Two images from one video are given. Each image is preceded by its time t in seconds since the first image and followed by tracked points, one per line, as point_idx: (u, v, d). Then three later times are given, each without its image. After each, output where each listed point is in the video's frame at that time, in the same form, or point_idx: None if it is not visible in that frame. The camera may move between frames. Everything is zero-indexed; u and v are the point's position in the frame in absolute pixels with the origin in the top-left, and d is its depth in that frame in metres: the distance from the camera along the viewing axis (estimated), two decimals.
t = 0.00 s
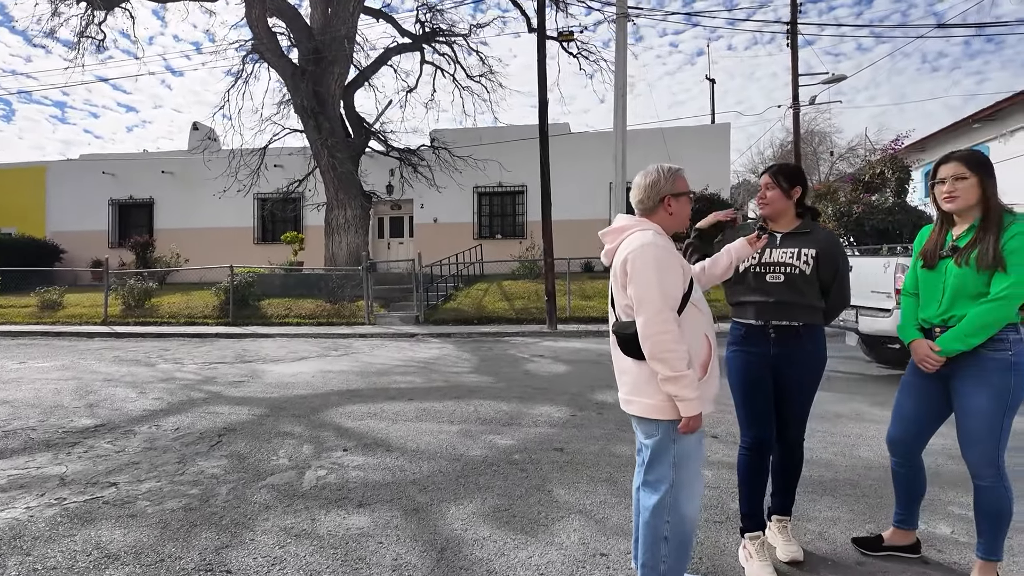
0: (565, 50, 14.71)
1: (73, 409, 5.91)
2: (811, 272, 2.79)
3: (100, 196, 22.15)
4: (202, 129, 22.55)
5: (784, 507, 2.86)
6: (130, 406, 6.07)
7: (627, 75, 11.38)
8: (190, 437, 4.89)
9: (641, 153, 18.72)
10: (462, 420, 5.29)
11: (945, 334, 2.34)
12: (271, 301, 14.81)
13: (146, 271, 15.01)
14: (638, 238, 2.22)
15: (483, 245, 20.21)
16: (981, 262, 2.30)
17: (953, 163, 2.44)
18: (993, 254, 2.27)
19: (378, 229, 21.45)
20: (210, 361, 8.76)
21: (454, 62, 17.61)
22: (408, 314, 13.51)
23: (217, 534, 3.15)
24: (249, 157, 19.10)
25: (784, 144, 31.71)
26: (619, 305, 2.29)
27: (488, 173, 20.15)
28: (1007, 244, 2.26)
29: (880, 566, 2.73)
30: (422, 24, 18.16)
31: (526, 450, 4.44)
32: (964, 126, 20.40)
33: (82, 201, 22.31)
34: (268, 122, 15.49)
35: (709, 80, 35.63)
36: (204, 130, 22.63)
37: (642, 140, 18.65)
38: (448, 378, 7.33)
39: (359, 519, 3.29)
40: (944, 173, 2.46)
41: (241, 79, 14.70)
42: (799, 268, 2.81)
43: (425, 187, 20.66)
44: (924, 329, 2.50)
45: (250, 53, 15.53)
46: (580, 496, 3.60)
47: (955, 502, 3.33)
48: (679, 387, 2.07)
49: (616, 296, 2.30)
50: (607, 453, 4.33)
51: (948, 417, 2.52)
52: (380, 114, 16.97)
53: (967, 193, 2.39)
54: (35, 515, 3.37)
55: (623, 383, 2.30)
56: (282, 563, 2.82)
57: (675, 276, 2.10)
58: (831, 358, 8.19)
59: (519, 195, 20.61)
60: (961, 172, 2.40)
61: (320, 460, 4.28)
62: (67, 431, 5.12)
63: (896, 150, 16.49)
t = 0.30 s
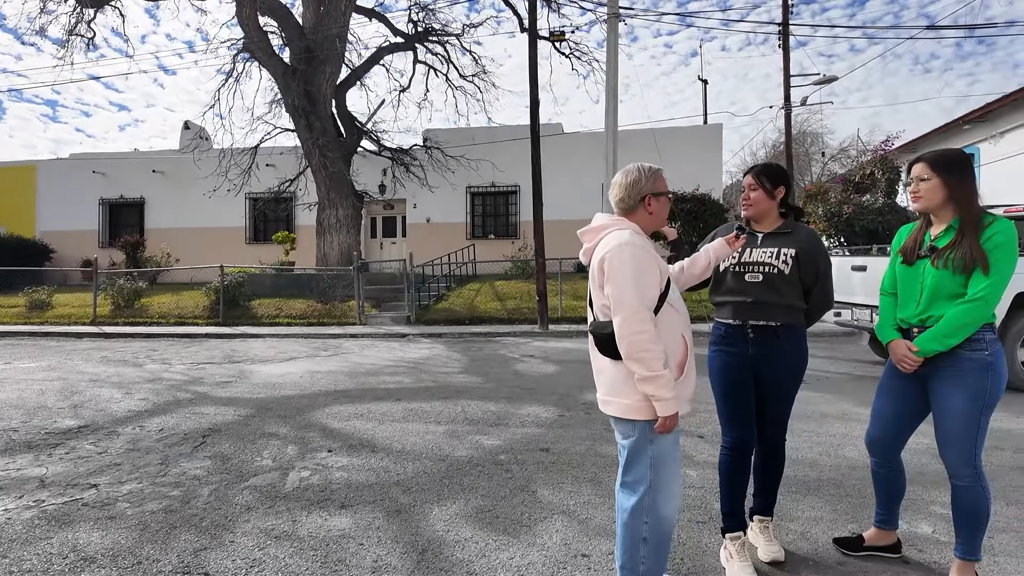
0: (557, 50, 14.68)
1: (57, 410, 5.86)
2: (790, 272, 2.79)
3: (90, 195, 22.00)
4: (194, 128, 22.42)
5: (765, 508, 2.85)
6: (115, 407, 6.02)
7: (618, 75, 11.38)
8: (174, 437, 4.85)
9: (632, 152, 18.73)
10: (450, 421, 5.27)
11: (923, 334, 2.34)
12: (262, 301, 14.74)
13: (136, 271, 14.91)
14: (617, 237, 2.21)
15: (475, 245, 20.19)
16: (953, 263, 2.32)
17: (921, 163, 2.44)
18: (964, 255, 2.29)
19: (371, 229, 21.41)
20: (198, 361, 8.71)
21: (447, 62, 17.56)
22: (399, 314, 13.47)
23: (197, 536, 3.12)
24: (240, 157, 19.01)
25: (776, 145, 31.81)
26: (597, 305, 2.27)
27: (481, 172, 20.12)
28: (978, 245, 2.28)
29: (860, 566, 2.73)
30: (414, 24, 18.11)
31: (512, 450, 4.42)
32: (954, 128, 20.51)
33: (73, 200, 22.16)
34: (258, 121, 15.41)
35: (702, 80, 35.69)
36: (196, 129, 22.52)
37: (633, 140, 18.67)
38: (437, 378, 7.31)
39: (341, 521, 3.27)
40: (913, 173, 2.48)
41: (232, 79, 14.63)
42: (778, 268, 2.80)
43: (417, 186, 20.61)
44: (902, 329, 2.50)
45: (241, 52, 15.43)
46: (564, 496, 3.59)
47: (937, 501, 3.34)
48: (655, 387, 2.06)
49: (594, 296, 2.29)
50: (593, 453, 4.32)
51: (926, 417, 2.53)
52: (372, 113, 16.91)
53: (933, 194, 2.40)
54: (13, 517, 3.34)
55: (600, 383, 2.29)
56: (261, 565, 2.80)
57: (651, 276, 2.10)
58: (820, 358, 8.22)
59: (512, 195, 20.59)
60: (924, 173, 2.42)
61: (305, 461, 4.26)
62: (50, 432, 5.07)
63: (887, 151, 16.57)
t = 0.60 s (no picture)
0: (548, 50, 14.67)
1: (42, 411, 5.80)
2: (774, 271, 2.79)
3: (79, 194, 21.82)
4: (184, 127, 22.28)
5: (748, 507, 2.86)
6: (100, 407, 5.97)
7: (610, 75, 11.39)
8: (159, 438, 4.80)
9: (623, 151, 18.76)
10: (438, 421, 5.25)
11: (899, 334, 2.35)
12: (252, 301, 14.67)
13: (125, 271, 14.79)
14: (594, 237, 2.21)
15: (467, 245, 20.17)
16: (928, 263, 2.33)
17: (898, 163, 2.46)
18: (938, 256, 2.31)
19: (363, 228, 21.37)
20: (187, 361, 8.67)
21: (439, 61, 17.53)
22: (390, 314, 13.43)
23: (177, 538, 3.09)
24: (230, 156, 18.91)
25: (768, 146, 31.92)
26: (573, 304, 2.26)
27: (473, 172, 20.10)
28: (953, 245, 2.28)
29: (842, 565, 2.73)
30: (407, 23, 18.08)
31: (499, 450, 4.42)
32: (944, 129, 20.66)
33: (62, 200, 21.98)
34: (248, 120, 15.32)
35: (695, 81, 35.76)
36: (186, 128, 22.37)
37: (624, 140, 18.71)
38: (427, 378, 7.29)
39: (324, 522, 3.25)
40: (891, 173, 2.49)
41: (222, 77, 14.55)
42: (762, 267, 2.79)
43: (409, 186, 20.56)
44: (879, 328, 2.51)
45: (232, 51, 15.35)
46: (549, 496, 3.58)
47: (919, 499, 3.36)
48: (626, 387, 2.05)
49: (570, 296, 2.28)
50: (579, 453, 4.32)
51: (905, 415, 2.54)
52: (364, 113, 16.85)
53: (909, 194, 2.42)
54: None
55: (575, 383, 2.28)
56: (241, 567, 2.78)
57: (625, 276, 2.09)
58: (809, 358, 8.27)
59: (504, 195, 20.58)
60: (901, 174, 2.43)
61: (290, 461, 4.23)
62: (32, 433, 5.02)
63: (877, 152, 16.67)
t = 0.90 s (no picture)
0: (537, 50, 14.67)
1: (20, 412, 5.72)
2: (757, 269, 2.80)
3: (63, 192, 21.55)
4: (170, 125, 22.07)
5: (729, 505, 2.87)
6: (81, 407, 5.90)
7: (598, 75, 11.41)
8: (140, 439, 4.75)
9: (612, 152, 18.81)
10: (423, 421, 5.23)
11: (875, 332, 2.37)
12: (239, 301, 14.55)
13: (109, 270, 14.62)
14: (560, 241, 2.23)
15: (456, 245, 20.14)
16: (903, 263, 2.35)
17: (876, 164, 2.47)
18: (913, 257, 2.32)
19: (351, 228, 21.29)
20: (171, 361, 8.59)
21: (428, 60, 17.47)
22: (378, 314, 13.38)
23: (155, 539, 3.05)
24: (217, 154, 18.76)
25: (756, 147, 32.13)
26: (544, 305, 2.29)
27: (463, 172, 20.06)
28: (929, 246, 2.30)
29: (821, 562, 2.75)
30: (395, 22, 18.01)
31: (483, 450, 4.40)
32: (928, 132, 20.90)
33: (45, 198, 21.69)
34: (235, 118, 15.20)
35: (683, 82, 35.95)
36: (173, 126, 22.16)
37: (613, 140, 18.76)
38: (412, 378, 7.26)
39: (305, 522, 3.23)
40: (870, 174, 2.51)
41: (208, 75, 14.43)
42: (746, 265, 2.80)
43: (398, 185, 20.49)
44: (857, 326, 2.53)
45: (218, 48, 15.20)
46: (532, 494, 3.58)
47: (899, 497, 3.39)
48: (585, 384, 2.07)
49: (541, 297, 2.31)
50: (563, 452, 4.32)
51: (883, 412, 2.56)
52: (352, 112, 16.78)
53: (886, 195, 2.43)
54: None
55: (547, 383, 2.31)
56: (220, 568, 2.76)
57: (586, 276, 2.11)
58: (795, 357, 8.32)
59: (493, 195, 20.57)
60: (879, 175, 2.44)
61: (273, 462, 4.20)
62: (10, 434, 4.95)
63: (863, 153, 16.82)
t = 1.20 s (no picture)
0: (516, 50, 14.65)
1: None
2: (731, 269, 2.81)
3: (31, 189, 20.98)
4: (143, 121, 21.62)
5: (704, 504, 2.88)
6: (47, 410, 5.74)
7: (577, 76, 11.44)
8: (108, 442, 4.63)
9: (592, 153, 18.88)
10: (399, 422, 5.18)
11: (848, 331, 2.40)
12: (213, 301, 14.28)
13: (79, 269, 14.27)
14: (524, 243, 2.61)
15: (436, 244, 20.05)
16: (875, 263, 2.38)
17: (849, 164, 2.51)
18: (885, 257, 2.36)
19: (329, 227, 21.07)
20: (142, 362, 8.39)
21: (407, 59, 17.35)
22: (356, 314, 13.26)
23: (121, 545, 2.97)
24: (192, 152, 18.43)
25: (733, 150, 32.50)
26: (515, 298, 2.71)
27: (442, 171, 19.97)
28: (902, 246, 2.33)
29: (794, 559, 2.78)
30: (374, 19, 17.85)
31: (461, 451, 4.37)
32: (901, 135, 21.30)
33: (12, 195, 21.09)
34: (210, 115, 14.94)
35: (661, 84, 36.23)
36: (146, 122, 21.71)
37: (593, 141, 18.84)
38: (390, 379, 7.19)
39: (277, 526, 3.17)
40: (843, 174, 2.55)
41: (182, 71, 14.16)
42: (720, 266, 2.81)
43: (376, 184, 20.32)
44: (831, 325, 2.56)
45: (193, 43, 14.92)
46: (509, 495, 3.56)
47: (870, 494, 3.44)
48: (531, 372, 2.49)
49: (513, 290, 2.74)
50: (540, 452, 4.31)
51: (856, 412, 2.60)
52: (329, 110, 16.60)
53: (857, 195, 2.47)
54: None
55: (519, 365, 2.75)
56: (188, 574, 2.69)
57: (535, 277, 2.49)
58: (770, 356, 8.43)
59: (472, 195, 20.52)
60: (851, 175, 2.48)
61: (245, 464, 4.12)
62: None
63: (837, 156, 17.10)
